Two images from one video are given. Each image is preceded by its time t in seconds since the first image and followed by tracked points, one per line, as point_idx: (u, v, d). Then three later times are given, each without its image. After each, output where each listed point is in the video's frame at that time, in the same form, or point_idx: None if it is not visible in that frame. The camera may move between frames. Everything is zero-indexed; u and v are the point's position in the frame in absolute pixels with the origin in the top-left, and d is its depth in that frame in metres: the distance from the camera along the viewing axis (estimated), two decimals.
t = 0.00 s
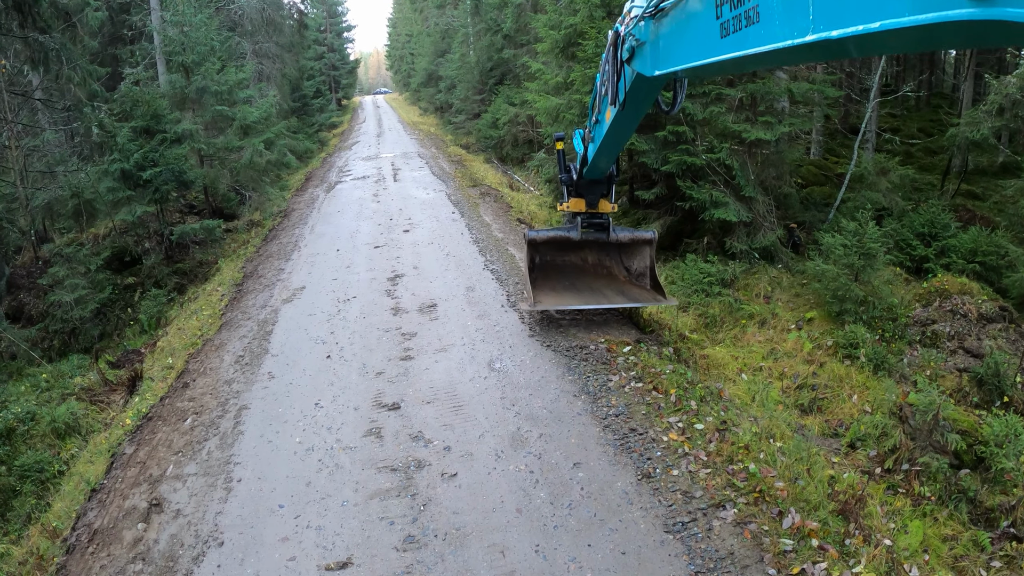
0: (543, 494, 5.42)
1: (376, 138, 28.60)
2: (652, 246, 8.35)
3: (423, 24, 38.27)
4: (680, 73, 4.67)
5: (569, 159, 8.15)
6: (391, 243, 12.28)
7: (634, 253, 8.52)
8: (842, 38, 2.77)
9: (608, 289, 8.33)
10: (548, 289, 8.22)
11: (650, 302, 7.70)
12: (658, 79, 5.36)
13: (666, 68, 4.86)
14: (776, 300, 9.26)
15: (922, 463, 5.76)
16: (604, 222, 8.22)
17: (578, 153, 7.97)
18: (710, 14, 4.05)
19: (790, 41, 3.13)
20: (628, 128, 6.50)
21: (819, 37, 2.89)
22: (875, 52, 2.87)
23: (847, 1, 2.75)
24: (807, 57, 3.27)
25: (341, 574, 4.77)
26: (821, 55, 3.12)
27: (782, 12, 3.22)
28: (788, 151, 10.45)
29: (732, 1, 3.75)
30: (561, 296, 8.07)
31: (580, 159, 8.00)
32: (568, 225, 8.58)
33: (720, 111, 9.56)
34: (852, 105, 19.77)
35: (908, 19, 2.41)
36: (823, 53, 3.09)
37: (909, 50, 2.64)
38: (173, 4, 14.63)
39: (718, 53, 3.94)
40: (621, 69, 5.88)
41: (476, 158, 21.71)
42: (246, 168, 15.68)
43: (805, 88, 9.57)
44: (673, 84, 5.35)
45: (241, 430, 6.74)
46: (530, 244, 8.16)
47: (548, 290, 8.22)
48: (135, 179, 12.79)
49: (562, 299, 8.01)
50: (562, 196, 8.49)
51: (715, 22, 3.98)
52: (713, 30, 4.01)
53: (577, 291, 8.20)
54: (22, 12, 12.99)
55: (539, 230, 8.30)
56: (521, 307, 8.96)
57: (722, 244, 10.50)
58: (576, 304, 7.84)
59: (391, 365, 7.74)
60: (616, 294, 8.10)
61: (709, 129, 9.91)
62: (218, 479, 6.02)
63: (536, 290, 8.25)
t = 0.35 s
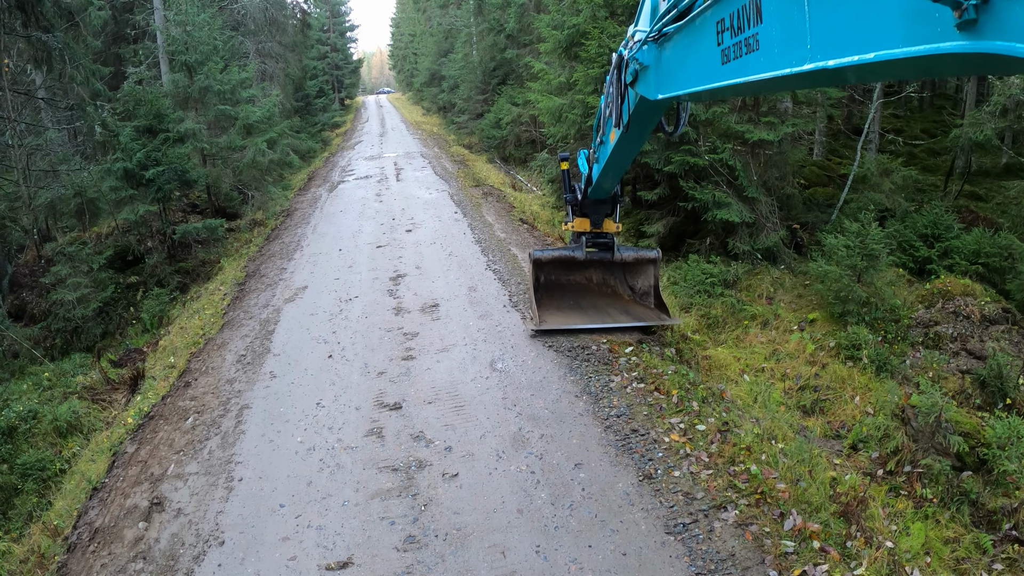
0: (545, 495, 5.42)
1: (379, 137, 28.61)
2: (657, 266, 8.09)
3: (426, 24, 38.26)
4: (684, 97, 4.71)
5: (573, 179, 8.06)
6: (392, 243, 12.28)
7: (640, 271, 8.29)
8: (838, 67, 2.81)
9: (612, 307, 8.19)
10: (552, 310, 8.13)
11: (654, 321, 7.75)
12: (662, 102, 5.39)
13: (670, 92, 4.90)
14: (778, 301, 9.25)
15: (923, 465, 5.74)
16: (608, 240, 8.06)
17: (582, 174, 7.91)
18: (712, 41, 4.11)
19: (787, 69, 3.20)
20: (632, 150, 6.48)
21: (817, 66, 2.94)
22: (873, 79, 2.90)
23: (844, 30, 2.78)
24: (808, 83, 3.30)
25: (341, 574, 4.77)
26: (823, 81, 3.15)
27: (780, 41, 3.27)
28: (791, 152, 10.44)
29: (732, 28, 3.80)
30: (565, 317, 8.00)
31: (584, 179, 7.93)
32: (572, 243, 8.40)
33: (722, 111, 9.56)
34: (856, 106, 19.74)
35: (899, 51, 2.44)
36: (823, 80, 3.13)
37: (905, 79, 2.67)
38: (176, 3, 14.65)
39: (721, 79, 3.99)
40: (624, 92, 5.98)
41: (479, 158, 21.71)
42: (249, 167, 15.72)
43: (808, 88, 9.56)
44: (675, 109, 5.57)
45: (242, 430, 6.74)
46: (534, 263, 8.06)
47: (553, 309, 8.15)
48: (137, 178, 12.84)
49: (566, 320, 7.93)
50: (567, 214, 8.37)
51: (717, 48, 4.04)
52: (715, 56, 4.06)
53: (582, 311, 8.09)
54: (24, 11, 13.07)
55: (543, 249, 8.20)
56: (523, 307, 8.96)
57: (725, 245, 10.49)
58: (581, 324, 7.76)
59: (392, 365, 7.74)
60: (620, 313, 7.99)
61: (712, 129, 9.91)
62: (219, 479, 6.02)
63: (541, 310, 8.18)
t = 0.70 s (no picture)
0: (545, 495, 5.42)
1: (380, 138, 28.63)
2: (659, 270, 8.09)
3: (427, 24, 38.26)
4: (686, 103, 4.71)
5: (575, 184, 8.05)
6: (393, 243, 12.29)
7: (641, 275, 8.28)
8: (838, 74, 2.82)
9: (614, 312, 8.18)
10: (555, 315, 8.12)
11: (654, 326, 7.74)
12: (664, 108, 5.39)
13: (671, 98, 4.90)
14: (779, 301, 9.26)
15: (924, 466, 5.74)
16: (610, 245, 8.05)
17: (585, 179, 7.92)
18: (713, 47, 4.12)
19: (788, 77, 3.21)
20: (634, 155, 6.47)
21: (817, 73, 2.95)
22: (874, 86, 2.90)
23: (844, 37, 2.79)
24: (809, 90, 3.31)
25: (341, 575, 4.77)
26: (824, 88, 3.15)
27: (781, 47, 3.27)
28: (791, 152, 10.45)
29: (733, 34, 3.81)
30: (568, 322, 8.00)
31: (586, 185, 7.94)
32: (574, 247, 8.35)
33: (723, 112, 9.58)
34: (857, 106, 19.74)
35: (898, 59, 2.45)
36: (823, 87, 3.14)
37: (905, 86, 2.67)
38: (177, 3, 14.64)
39: (722, 85, 4.00)
40: (627, 97, 5.97)
41: (480, 158, 21.72)
42: (249, 167, 15.74)
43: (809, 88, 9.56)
44: (677, 114, 5.60)
45: (243, 429, 6.74)
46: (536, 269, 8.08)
47: (555, 313, 8.21)
48: (138, 178, 12.87)
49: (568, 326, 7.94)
50: (569, 220, 8.30)
51: (718, 55, 4.04)
52: (716, 62, 4.07)
53: (584, 315, 8.11)
54: (25, 11, 13.09)
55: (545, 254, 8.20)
56: (524, 307, 8.97)
57: (726, 245, 10.49)
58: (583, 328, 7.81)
59: (393, 365, 7.74)
60: (621, 318, 7.98)
61: (713, 130, 9.92)
62: (220, 478, 6.03)
63: (543, 315, 8.18)
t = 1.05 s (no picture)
0: (546, 495, 5.42)
1: (381, 137, 28.64)
2: (659, 270, 8.10)
3: (429, 24, 38.26)
4: (687, 104, 4.71)
5: (575, 185, 8.08)
6: (394, 243, 12.29)
7: (642, 276, 8.27)
8: (838, 76, 2.83)
9: (614, 312, 8.15)
10: (556, 315, 8.14)
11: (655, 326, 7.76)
12: (664, 109, 5.39)
13: (672, 99, 4.90)
14: (779, 302, 9.27)
15: (925, 467, 5.75)
16: (610, 245, 8.09)
17: (584, 180, 7.95)
18: (714, 48, 4.12)
19: (788, 79, 3.22)
20: (635, 156, 6.46)
21: (818, 75, 2.95)
22: (875, 87, 2.91)
23: (845, 39, 2.79)
24: (809, 91, 3.32)
25: (342, 574, 4.78)
26: (824, 89, 3.16)
27: (781, 49, 3.28)
28: (792, 152, 10.46)
29: (733, 35, 3.81)
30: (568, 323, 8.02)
31: (586, 186, 7.96)
32: (575, 248, 8.38)
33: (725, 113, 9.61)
34: (858, 106, 19.73)
35: (898, 60, 2.46)
36: (824, 88, 3.14)
37: (906, 87, 2.68)
38: (179, 3, 14.65)
39: (722, 87, 4.01)
40: (627, 98, 5.97)
41: (481, 158, 21.74)
42: (251, 167, 15.78)
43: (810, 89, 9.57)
44: (678, 114, 5.59)
45: (244, 429, 6.75)
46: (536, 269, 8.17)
47: (556, 313, 8.20)
48: (140, 178, 12.90)
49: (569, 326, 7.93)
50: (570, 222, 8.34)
51: (718, 56, 4.05)
52: (716, 63, 4.08)
53: (585, 315, 8.10)
54: (27, 11, 13.11)
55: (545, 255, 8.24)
56: (525, 308, 8.98)
57: (727, 245, 10.51)
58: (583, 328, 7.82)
59: (394, 365, 7.75)
60: (622, 319, 7.95)
61: (714, 130, 9.93)
62: (221, 478, 6.04)
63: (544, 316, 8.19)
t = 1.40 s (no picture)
0: (547, 495, 5.43)
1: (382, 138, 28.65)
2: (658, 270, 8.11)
3: (430, 24, 38.28)
4: (687, 104, 4.72)
5: (575, 185, 8.08)
6: (395, 243, 12.29)
7: (641, 275, 8.28)
8: (839, 76, 2.83)
9: (614, 312, 8.14)
10: (556, 314, 8.09)
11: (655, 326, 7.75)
12: (664, 109, 5.39)
13: (672, 99, 4.91)
14: (781, 302, 9.27)
15: (926, 468, 5.76)
16: (610, 245, 8.08)
17: (584, 180, 7.94)
18: (714, 49, 4.13)
19: (788, 80, 3.22)
20: (635, 156, 6.46)
21: (818, 75, 2.96)
22: (875, 87, 2.92)
23: (845, 40, 2.79)
24: (808, 92, 3.32)
25: (343, 574, 4.78)
26: (825, 90, 3.16)
27: (781, 50, 3.28)
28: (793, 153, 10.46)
29: (733, 36, 3.82)
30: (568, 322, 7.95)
31: (586, 186, 7.96)
32: (575, 248, 8.40)
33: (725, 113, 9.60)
34: (859, 107, 19.74)
35: (899, 60, 2.46)
36: (824, 88, 3.15)
37: (906, 88, 2.68)
38: (180, 3, 14.66)
39: (723, 87, 4.01)
40: (627, 99, 5.97)
41: (482, 158, 21.76)
42: (252, 167, 15.82)
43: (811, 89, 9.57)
44: (678, 115, 5.58)
45: (245, 429, 6.76)
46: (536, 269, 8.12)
47: (556, 314, 8.17)
48: (141, 178, 12.91)
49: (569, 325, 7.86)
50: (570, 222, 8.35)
51: (718, 56, 4.06)
52: (716, 64, 4.08)
53: (584, 315, 8.06)
54: (29, 11, 13.11)
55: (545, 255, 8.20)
56: (525, 308, 8.99)
57: (728, 246, 10.51)
58: (584, 328, 7.77)
59: (395, 365, 7.76)
60: (622, 318, 7.95)
61: (715, 131, 9.93)
62: (222, 477, 6.05)
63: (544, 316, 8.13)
